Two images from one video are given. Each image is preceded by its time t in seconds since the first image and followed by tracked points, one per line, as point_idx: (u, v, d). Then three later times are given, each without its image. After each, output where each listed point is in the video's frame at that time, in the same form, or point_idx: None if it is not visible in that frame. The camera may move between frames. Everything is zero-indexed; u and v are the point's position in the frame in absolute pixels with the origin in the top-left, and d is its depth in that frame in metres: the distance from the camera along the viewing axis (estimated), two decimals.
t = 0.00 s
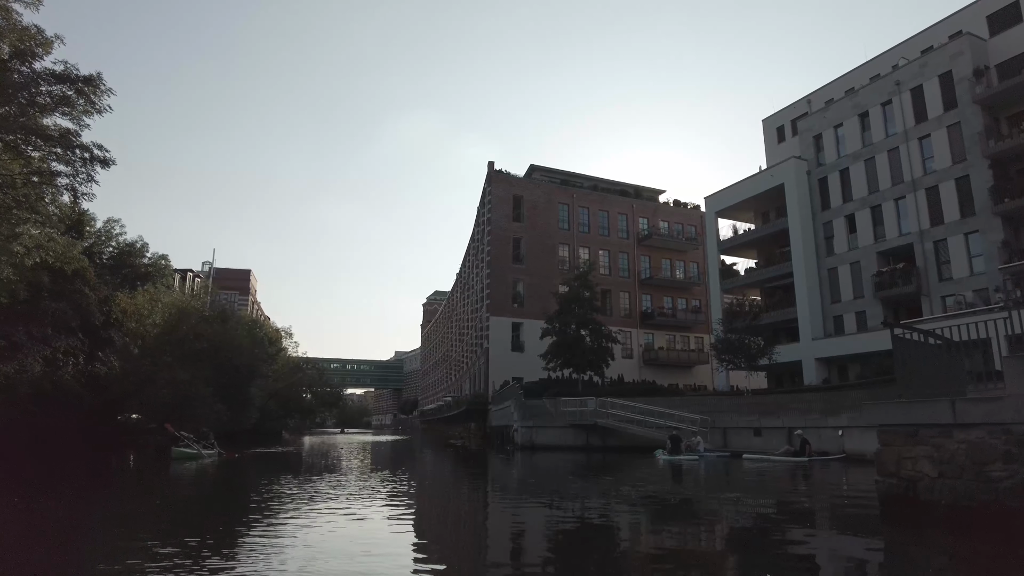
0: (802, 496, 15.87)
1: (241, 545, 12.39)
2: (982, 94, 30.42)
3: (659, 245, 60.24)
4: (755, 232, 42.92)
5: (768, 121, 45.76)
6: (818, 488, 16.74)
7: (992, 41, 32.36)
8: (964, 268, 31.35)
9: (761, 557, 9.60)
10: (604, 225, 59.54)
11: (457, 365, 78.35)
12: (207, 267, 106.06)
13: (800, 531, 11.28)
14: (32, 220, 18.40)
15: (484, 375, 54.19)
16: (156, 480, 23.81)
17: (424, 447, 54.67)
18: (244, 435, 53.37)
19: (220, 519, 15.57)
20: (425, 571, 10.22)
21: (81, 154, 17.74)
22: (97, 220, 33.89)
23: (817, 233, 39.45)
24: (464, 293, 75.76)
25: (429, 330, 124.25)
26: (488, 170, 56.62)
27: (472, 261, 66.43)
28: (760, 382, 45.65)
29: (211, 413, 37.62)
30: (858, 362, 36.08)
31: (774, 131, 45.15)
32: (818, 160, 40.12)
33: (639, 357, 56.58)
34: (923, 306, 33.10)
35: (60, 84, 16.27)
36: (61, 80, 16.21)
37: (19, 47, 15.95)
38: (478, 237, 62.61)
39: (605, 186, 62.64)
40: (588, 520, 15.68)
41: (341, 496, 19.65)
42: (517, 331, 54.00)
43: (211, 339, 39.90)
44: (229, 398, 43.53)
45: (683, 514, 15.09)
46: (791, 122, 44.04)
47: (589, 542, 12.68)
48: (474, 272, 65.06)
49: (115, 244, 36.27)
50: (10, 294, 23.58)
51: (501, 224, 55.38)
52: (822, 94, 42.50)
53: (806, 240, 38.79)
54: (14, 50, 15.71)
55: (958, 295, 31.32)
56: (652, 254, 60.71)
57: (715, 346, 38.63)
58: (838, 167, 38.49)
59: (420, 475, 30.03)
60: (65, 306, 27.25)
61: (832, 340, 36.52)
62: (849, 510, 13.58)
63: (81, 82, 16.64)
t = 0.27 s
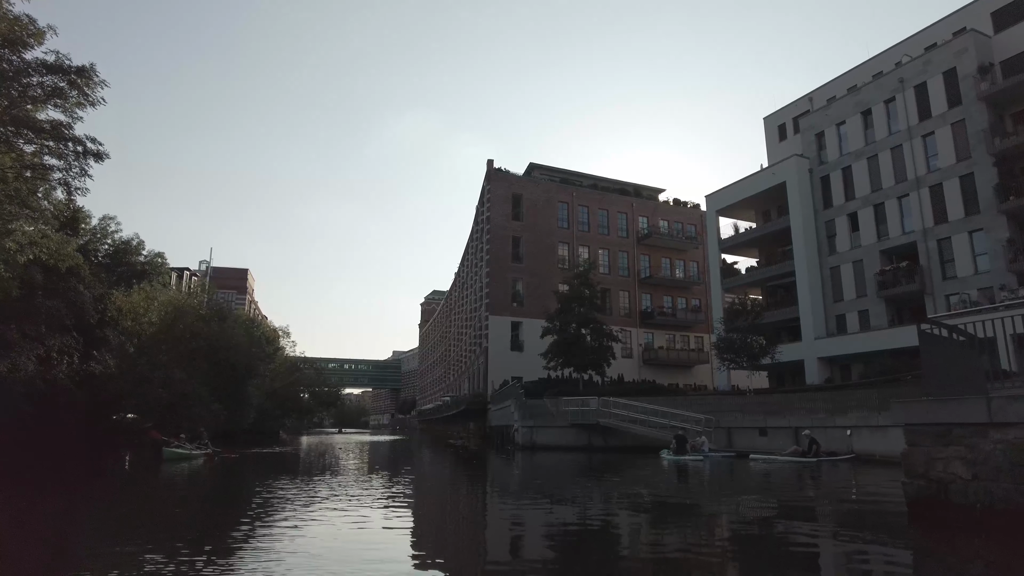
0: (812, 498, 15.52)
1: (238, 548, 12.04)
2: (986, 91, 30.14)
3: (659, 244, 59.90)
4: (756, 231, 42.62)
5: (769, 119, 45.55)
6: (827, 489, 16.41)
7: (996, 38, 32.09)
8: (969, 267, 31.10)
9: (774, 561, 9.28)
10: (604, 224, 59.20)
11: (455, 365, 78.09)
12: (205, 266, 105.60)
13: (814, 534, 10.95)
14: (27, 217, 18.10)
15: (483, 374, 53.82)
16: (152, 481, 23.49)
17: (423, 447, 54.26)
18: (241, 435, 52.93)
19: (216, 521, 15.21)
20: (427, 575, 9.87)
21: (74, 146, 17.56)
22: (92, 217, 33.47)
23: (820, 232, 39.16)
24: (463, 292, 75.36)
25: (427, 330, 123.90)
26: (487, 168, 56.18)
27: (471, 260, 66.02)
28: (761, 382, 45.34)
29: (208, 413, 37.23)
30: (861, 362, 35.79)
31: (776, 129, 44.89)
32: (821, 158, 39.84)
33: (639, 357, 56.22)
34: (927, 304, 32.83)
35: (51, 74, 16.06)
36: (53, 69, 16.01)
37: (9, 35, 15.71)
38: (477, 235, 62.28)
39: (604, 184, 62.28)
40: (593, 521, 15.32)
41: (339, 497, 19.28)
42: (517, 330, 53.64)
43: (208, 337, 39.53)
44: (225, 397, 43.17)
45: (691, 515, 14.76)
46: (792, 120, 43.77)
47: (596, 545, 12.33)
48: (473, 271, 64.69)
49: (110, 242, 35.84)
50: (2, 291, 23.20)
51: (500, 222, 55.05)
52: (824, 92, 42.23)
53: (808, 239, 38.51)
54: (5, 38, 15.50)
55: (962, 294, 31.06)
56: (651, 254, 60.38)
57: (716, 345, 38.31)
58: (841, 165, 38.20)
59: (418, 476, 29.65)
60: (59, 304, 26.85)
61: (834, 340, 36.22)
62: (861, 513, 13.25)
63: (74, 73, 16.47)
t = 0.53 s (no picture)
0: (823, 500, 15.18)
1: (236, 552, 11.64)
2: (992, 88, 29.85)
3: (659, 243, 59.55)
4: (758, 230, 42.34)
5: (771, 117, 45.27)
6: (838, 490, 16.09)
7: (1002, 35, 31.83)
8: (974, 265, 30.86)
9: (794, 565, 8.97)
10: (604, 222, 58.87)
11: (454, 365, 77.80)
12: (203, 265, 105.08)
13: (831, 538, 10.63)
14: (23, 213, 17.76)
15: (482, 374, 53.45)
16: (148, 481, 23.16)
17: (422, 447, 53.95)
18: (238, 435, 52.57)
19: (213, 523, 14.89)
20: None
21: (68, 140, 17.32)
22: (88, 214, 33.02)
23: (822, 230, 38.87)
24: (462, 291, 74.96)
25: (426, 330, 123.55)
26: (487, 166, 55.82)
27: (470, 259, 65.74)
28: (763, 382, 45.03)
29: (205, 413, 36.85)
30: (865, 361, 35.51)
31: (778, 127, 44.62)
32: (823, 156, 39.57)
33: (638, 356, 55.85)
34: (931, 303, 32.60)
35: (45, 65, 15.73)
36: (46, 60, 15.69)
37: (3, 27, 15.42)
38: (476, 234, 61.94)
39: (604, 183, 61.95)
40: (600, 522, 14.98)
41: (339, 499, 18.88)
42: (517, 329, 53.28)
43: (205, 337, 39.16)
44: (223, 397, 42.80)
45: (699, 517, 14.42)
46: (795, 117, 43.48)
47: (605, 547, 11.98)
48: (472, 270, 64.36)
49: (106, 239, 35.37)
50: None
51: (500, 220, 54.69)
52: (827, 90, 41.93)
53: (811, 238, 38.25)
54: None
55: (968, 293, 30.79)
56: (652, 253, 60.05)
57: (718, 344, 37.98)
58: (843, 163, 37.94)
59: (418, 476, 29.33)
60: (55, 302, 26.43)
61: (838, 338, 35.93)
62: (876, 515, 12.92)
63: (66, 64, 16.24)
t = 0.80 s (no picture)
0: (835, 501, 14.84)
1: (235, 557, 11.24)
2: (999, 84, 29.54)
3: (660, 242, 59.19)
4: (760, 228, 42.03)
5: (773, 114, 44.96)
6: (848, 490, 15.79)
7: (1008, 31, 31.51)
8: (981, 264, 30.57)
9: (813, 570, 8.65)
10: (604, 221, 58.52)
11: (453, 364, 77.43)
12: (201, 264, 104.67)
13: (848, 542, 10.29)
14: (14, 208, 17.37)
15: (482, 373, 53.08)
16: (145, 482, 22.83)
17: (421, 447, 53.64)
18: (236, 436, 52.21)
19: (210, 526, 14.54)
20: None
21: (62, 135, 16.90)
22: (83, 211, 32.51)
23: (826, 229, 38.57)
24: (461, 290, 74.56)
25: (425, 329, 123.22)
26: (487, 164, 55.44)
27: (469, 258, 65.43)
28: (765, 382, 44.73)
29: (202, 413, 36.48)
30: (869, 360, 35.22)
31: (780, 125, 44.31)
32: (826, 154, 39.25)
33: (639, 356, 55.43)
34: (936, 302, 32.30)
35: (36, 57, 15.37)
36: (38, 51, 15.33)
37: None
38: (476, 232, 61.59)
39: (604, 181, 61.60)
40: (606, 521, 14.64)
41: (338, 501, 18.49)
42: (517, 328, 52.90)
43: (202, 336, 38.78)
44: (221, 397, 42.43)
45: (709, 518, 14.08)
46: (797, 115, 43.17)
47: (613, 548, 11.65)
48: (472, 269, 64.00)
49: (102, 237, 34.91)
50: None
51: (500, 219, 54.32)
52: (830, 87, 41.61)
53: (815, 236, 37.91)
54: None
55: (974, 291, 30.52)
56: (652, 252, 59.68)
57: (721, 343, 37.64)
58: (847, 161, 37.63)
59: (417, 476, 28.99)
60: (49, 301, 25.97)
61: (842, 337, 35.62)
62: (891, 517, 12.60)
63: (59, 55, 15.83)
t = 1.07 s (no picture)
0: (848, 502, 14.53)
1: (234, 560, 10.89)
2: (1006, 80, 29.21)
3: (661, 241, 58.83)
4: (763, 226, 41.71)
5: (776, 112, 44.67)
6: (860, 491, 15.49)
7: (1014, 27, 31.18)
8: (987, 262, 30.26)
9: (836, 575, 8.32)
10: (605, 220, 58.19)
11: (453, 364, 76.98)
12: (199, 264, 104.30)
13: (869, 545, 9.95)
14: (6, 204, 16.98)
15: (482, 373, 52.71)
16: (141, 482, 22.47)
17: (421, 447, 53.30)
18: (235, 435, 51.83)
19: (206, 527, 14.20)
20: None
21: (56, 128, 16.60)
22: (80, 209, 32.15)
23: (830, 227, 38.26)
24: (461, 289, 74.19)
25: (424, 329, 122.83)
26: (487, 162, 55.09)
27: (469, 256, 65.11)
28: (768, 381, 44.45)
29: (199, 413, 36.08)
30: (873, 360, 34.94)
31: (783, 123, 44.03)
32: (830, 152, 38.95)
33: (640, 356, 55.09)
34: (942, 301, 31.99)
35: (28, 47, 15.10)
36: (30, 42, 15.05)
37: None
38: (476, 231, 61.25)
39: (605, 180, 61.28)
40: (615, 522, 14.31)
41: (339, 502, 18.15)
42: (517, 327, 52.53)
43: (200, 335, 38.41)
44: (219, 396, 42.06)
45: (719, 519, 13.75)
46: (800, 113, 42.87)
47: (624, 549, 11.35)
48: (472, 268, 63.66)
49: (99, 234, 34.57)
50: None
51: (501, 217, 53.97)
52: (833, 84, 41.29)
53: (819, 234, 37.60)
54: None
55: (980, 290, 30.23)
56: (653, 251, 59.34)
57: (724, 342, 37.33)
58: (851, 159, 37.31)
59: (418, 476, 28.66)
60: (45, 299, 25.66)
61: (846, 336, 35.31)
62: (907, 518, 12.30)
63: (52, 45, 15.56)
